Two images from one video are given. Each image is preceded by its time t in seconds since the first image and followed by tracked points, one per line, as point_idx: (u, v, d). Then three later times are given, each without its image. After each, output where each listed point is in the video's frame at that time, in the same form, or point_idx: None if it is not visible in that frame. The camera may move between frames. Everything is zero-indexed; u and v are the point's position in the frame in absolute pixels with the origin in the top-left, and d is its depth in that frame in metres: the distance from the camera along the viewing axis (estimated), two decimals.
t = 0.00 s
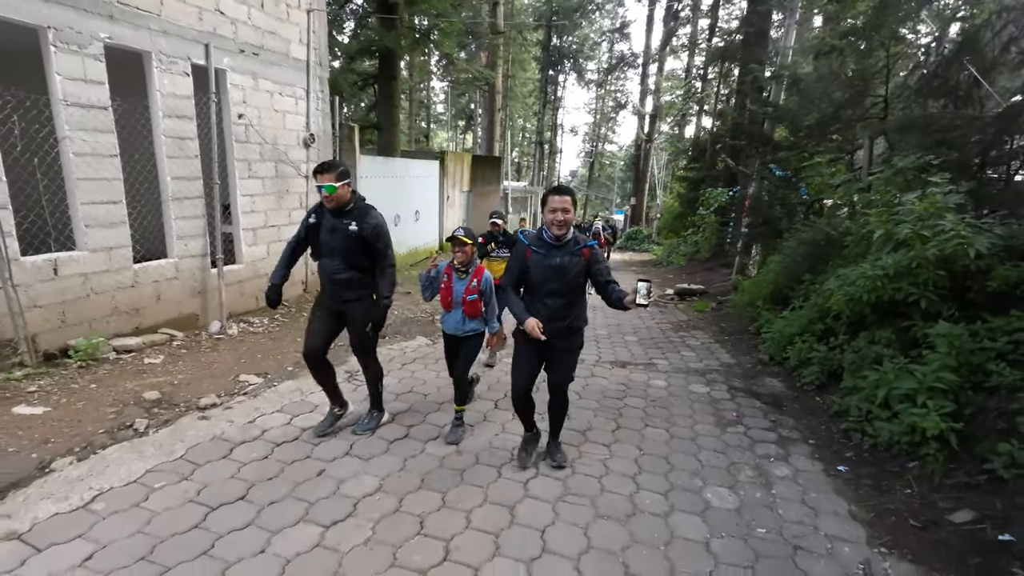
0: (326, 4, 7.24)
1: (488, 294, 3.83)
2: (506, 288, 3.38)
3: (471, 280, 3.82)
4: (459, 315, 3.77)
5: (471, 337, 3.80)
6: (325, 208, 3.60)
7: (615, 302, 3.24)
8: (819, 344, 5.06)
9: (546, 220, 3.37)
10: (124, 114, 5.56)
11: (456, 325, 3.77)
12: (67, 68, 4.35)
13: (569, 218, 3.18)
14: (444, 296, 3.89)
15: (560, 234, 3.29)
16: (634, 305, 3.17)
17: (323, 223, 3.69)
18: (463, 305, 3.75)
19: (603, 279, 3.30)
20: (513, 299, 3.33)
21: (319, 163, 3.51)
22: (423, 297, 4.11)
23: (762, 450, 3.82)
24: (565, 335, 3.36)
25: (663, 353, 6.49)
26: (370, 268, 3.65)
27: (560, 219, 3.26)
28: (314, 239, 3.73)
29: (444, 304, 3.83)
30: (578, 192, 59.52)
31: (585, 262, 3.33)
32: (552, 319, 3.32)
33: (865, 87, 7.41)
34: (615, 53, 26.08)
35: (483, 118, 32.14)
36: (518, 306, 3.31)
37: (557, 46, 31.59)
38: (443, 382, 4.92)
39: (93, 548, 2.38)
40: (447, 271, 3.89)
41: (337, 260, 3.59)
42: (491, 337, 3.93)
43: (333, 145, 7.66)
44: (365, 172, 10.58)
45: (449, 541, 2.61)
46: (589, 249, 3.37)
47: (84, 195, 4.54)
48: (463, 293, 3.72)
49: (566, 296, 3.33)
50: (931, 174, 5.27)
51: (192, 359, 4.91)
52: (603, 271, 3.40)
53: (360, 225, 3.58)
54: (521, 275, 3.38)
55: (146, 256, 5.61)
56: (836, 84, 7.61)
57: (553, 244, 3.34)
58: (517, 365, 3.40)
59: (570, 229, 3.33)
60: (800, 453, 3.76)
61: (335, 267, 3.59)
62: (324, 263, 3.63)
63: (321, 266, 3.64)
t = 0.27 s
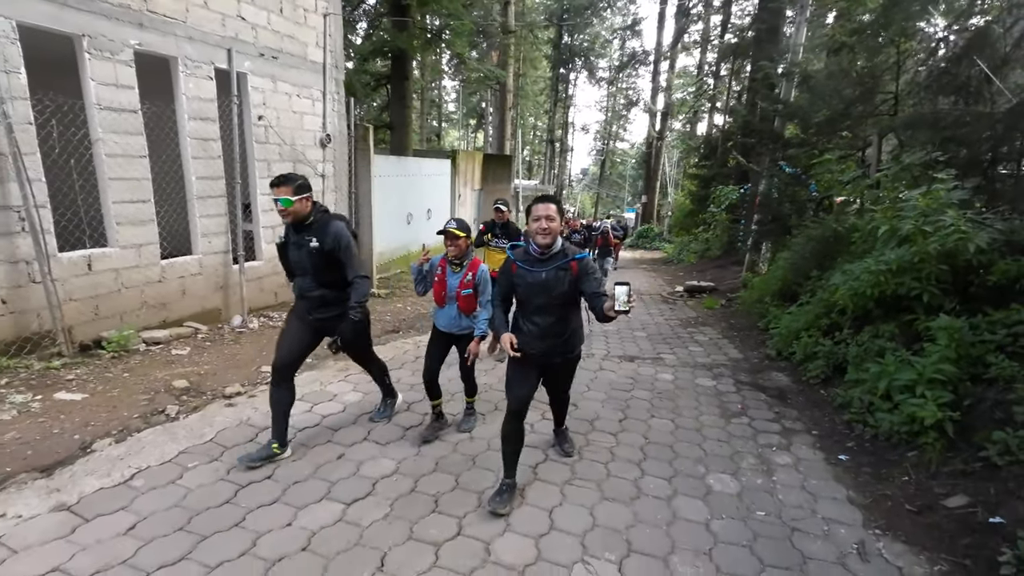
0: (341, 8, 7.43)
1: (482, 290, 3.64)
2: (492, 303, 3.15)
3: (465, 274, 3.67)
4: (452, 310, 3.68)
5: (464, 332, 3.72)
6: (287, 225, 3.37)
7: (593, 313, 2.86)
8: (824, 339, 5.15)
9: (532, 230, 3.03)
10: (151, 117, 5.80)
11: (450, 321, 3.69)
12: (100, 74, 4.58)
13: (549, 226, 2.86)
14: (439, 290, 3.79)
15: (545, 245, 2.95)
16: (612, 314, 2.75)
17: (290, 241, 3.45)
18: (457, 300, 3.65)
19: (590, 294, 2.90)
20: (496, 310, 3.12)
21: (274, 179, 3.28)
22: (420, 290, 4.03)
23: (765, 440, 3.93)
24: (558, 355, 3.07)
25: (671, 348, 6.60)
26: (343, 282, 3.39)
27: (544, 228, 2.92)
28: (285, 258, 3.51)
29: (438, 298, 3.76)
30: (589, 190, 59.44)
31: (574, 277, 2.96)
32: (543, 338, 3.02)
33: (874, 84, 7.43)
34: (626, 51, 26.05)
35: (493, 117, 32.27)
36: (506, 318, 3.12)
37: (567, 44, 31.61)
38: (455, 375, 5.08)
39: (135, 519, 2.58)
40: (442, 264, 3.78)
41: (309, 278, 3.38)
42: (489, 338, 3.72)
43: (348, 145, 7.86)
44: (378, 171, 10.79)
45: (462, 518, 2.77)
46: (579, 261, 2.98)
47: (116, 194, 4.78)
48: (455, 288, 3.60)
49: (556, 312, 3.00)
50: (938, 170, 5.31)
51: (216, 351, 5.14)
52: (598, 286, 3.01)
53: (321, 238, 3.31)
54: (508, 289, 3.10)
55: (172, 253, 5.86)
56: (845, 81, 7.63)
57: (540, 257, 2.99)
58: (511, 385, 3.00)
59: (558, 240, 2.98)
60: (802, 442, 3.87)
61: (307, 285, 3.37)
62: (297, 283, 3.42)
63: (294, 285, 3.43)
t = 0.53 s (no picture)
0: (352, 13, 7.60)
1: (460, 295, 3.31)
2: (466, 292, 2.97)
3: (438, 281, 3.34)
4: (430, 322, 3.30)
5: (447, 345, 3.34)
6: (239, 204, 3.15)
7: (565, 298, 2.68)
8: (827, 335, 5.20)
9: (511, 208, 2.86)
10: (170, 121, 6.00)
11: (430, 333, 3.30)
12: (123, 80, 4.78)
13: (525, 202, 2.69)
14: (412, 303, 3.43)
15: (522, 223, 2.79)
16: (573, 293, 2.63)
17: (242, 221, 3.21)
18: (433, 310, 3.28)
19: (566, 277, 2.71)
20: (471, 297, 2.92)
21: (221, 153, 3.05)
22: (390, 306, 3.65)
23: (765, 433, 4.01)
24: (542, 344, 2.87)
25: (677, 345, 6.67)
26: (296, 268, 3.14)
27: (520, 204, 2.74)
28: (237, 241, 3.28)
29: (412, 312, 3.38)
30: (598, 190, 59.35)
31: (552, 261, 2.78)
32: (525, 326, 2.83)
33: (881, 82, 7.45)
34: (635, 50, 26.04)
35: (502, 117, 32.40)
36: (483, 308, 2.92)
37: (576, 44, 31.65)
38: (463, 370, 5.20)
39: (161, 501, 2.75)
40: (411, 273, 3.42)
41: (259, 262, 3.16)
42: (473, 350, 3.33)
43: (358, 147, 8.03)
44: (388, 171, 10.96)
45: (469, 503, 2.90)
46: (559, 243, 2.79)
47: (137, 196, 4.97)
48: (430, 296, 3.25)
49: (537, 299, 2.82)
50: (942, 167, 5.34)
51: (232, 347, 5.31)
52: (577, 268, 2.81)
53: (271, 218, 3.06)
54: (483, 275, 2.91)
55: (190, 252, 6.05)
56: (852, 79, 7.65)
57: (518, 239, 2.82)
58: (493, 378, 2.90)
59: (535, 219, 2.80)
60: (802, 435, 3.94)
61: (260, 270, 3.16)
62: (250, 268, 3.20)
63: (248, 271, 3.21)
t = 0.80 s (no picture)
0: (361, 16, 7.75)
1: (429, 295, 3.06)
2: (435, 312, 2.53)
3: (405, 280, 3.10)
4: (399, 325, 3.07)
5: (418, 350, 3.07)
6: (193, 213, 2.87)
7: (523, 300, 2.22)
8: (829, 334, 5.24)
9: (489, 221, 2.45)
10: (184, 124, 6.18)
11: (396, 337, 3.08)
12: (139, 85, 4.94)
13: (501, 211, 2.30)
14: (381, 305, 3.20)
15: (499, 239, 2.37)
16: (530, 282, 2.14)
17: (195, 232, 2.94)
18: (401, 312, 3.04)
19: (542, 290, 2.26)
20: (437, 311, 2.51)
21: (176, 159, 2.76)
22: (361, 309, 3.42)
23: (764, 429, 4.07)
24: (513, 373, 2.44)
25: (680, 344, 6.73)
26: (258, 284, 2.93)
27: (498, 218, 2.34)
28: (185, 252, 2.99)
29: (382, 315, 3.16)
30: (606, 190, 59.29)
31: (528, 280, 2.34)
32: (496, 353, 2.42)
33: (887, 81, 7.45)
34: (643, 50, 26.04)
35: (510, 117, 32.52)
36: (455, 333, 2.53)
37: (584, 44, 31.69)
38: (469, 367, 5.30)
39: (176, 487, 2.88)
40: (377, 272, 3.19)
41: (215, 276, 2.88)
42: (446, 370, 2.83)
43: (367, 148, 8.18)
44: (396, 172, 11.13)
45: (468, 494, 2.99)
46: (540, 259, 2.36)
47: (153, 196, 5.13)
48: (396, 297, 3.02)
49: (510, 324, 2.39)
50: (945, 167, 5.35)
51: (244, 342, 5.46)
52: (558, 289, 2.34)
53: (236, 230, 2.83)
54: (455, 296, 2.50)
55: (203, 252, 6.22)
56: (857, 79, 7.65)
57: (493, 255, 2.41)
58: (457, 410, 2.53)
59: (514, 232, 2.38)
60: (800, 432, 4.00)
61: (214, 283, 2.87)
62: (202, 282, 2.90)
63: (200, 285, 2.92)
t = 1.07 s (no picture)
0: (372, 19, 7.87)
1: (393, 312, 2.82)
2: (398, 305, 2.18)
3: (369, 294, 2.85)
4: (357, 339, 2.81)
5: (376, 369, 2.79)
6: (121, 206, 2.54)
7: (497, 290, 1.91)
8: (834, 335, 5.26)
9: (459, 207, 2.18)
10: (199, 125, 6.32)
11: (354, 352, 2.80)
12: (157, 88, 5.08)
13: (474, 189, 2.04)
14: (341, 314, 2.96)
15: (474, 223, 2.11)
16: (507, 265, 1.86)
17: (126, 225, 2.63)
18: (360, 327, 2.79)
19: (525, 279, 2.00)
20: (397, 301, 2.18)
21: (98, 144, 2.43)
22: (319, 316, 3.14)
23: (766, 428, 4.10)
24: (485, 385, 2.18)
25: (686, 344, 6.76)
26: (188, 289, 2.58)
27: (474, 199, 2.08)
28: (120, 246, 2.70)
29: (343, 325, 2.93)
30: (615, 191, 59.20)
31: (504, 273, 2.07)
32: (465, 363, 2.13)
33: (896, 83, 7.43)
34: (653, 51, 26.01)
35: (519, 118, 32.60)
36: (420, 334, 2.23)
37: (594, 45, 31.69)
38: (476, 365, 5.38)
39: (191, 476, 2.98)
40: (341, 281, 2.97)
41: (141, 278, 2.57)
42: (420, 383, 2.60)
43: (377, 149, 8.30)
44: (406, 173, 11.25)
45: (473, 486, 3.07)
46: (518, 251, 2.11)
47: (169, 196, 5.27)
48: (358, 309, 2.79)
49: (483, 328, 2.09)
50: (953, 169, 5.35)
51: (256, 339, 5.59)
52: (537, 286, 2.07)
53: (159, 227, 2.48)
54: (423, 287, 2.20)
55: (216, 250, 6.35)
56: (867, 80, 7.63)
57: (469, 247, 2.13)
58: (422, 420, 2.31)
59: (490, 215, 2.12)
60: (802, 431, 4.03)
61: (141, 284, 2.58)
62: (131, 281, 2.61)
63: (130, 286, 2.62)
